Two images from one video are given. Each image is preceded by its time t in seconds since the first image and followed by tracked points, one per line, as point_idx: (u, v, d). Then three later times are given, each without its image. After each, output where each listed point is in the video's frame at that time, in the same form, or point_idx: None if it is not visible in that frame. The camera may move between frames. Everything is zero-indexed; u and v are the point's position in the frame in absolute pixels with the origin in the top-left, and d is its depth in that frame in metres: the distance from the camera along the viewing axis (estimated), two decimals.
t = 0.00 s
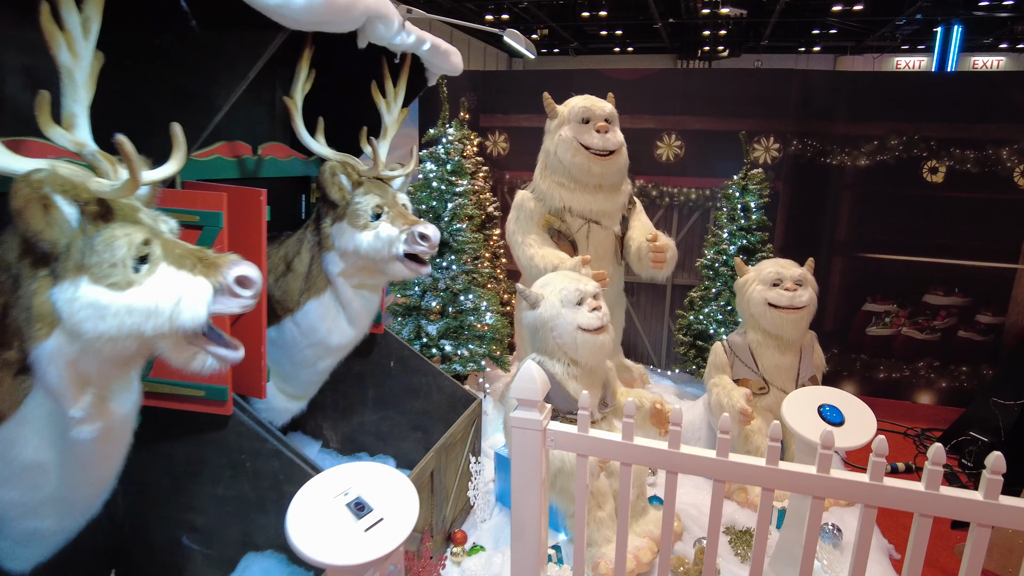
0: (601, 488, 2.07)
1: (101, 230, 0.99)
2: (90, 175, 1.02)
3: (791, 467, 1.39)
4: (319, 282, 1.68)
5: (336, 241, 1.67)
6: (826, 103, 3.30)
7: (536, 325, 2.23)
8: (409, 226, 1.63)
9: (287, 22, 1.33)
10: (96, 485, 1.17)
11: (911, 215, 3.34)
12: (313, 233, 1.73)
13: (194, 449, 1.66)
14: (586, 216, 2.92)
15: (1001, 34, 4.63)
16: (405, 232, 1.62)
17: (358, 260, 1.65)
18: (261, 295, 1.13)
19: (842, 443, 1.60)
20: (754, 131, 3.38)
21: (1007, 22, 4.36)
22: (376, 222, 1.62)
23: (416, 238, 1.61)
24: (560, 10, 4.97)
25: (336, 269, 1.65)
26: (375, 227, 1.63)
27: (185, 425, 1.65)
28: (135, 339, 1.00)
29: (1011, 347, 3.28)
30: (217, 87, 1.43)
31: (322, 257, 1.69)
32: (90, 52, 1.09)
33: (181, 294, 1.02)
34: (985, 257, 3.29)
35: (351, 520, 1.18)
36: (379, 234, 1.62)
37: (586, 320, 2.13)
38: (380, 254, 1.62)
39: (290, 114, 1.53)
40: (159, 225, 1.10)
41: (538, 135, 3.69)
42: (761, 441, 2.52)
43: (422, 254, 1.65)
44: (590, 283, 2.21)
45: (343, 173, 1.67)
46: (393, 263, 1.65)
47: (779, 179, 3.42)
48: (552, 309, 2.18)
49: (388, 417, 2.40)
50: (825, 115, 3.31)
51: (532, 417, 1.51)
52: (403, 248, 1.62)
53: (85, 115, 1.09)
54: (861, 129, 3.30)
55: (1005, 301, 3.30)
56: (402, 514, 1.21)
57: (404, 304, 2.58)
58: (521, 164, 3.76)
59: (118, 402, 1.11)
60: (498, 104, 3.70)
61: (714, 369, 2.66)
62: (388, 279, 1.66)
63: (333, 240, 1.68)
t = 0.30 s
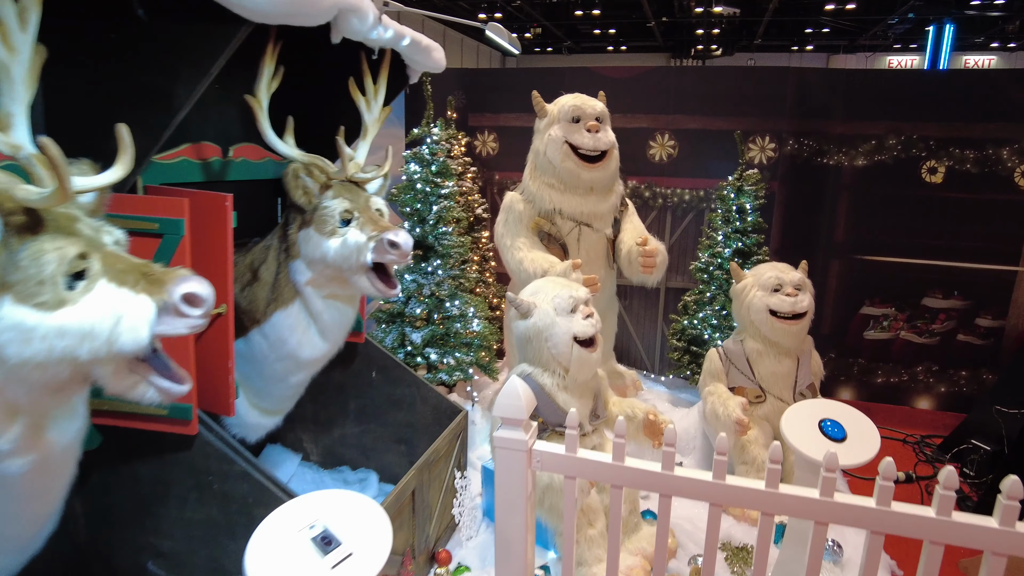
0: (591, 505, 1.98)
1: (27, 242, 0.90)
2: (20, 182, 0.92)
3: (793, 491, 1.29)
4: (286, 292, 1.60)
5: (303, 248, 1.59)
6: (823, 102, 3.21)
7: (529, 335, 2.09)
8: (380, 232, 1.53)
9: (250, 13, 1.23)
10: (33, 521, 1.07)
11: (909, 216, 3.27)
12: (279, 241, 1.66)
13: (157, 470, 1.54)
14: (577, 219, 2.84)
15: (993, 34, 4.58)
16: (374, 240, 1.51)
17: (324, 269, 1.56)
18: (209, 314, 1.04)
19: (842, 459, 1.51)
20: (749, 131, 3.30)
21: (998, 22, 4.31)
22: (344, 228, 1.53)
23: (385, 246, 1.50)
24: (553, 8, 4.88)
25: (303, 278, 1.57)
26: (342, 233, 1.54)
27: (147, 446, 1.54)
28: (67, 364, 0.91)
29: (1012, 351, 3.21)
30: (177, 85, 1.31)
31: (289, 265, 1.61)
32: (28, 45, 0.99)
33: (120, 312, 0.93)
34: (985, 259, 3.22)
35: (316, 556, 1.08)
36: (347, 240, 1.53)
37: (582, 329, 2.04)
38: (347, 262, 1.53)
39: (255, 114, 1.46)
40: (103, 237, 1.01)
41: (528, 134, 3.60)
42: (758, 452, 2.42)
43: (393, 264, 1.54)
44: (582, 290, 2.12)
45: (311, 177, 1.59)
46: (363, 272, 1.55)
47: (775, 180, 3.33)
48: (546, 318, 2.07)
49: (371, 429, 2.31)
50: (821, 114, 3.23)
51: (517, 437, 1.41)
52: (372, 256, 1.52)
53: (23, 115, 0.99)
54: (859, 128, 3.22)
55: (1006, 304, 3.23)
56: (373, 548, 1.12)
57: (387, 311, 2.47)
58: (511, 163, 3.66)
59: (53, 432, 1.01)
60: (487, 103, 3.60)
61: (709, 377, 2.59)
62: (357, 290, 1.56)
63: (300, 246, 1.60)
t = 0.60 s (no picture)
0: (582, 521, 1.89)
1: None
2: None
3: (792, 515, 1.21)
4: (252, 302, 1.54)
5: (267, 255, 1.54)
6: (820, 100, 3.13)
7: (518, 344, 1.98)
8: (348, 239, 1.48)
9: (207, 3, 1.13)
10: None
11: (908, 217, 3.19)
12: (243, 248, 1.60)
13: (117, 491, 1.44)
14: (567, 220, 2.75)
15: (985, 33, 4.53)
16: (341, 247, 1.46)
17: (290, 277, 1.51)
18: (155, 330, 0.95)
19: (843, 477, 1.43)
20: (744, 130, 3.22)
21: (990, 21, 4.25)
22: (310, 235, 1.48)
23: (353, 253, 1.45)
24: (546, 7, 4.80)
25: (268, 286, 1.52)
26: (308, 239, 1.49)
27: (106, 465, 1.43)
28: None
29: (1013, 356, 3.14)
30: (131, 80, 1.24)
31: (254, 274, 1.55)
32: None
33: (48, 331, 0.84)
34: (986, 260, 3.15)
35: None
36: (313, 247, 1.49)
37: (574, 337, 1.95)
38: (313, 270, 1.48)
39: (217, 111, 1.39)
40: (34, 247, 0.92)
41: (517, 133, 3.51)
42: (755, 462, 2.32)
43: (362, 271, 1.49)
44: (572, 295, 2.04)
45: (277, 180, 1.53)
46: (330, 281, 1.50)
47: (771, 180, 3.25)
48: (538, 326, 1.96)
49: (352, 441, 2.22)
50: (819, 112, 3.15)
51: (500, 457, 1.32)
52: (338, 265, 1.47)
53: None
54: (856, 127, 3.14)
55: (1006, 307, 3.16)
56: None
57: (370, 317, 2.37)
58: (501, 163, 3.57)
59: None
60: (476, 102, 3.51)
61: (704, 385, 2.51)
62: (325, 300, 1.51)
63: (264, 253, 1.54)
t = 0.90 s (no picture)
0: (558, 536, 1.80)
1: None
2: None
3: (774, 537, 1.12)
4: (202, 309, 1.49)
5: (217, 260, 1.49)
6: (810, 97, 3.06)
7: (495, 351, 1.89)
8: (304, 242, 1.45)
9: None
10: None
11: (900, 217, 3.12)
12: (192, 251, 1.54)
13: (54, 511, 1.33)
14: (549, 220, 2.66)
15: (976, 34, 4.46)
16: (298, 251, 1.44)
17: (244, 284, 1.47)
18: (70, 343, 0.86)
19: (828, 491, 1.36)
20: (733, 128, 3.14)
21: (982, 22, 4.18)
22: (264, 239, 1.45)
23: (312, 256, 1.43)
24: (540, 6, 4.73)
25: (220, 293, 1.47)
26: (263, 243, 1.45)
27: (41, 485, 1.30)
28: None
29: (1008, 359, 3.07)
30: (62, 68, 1.14)
31: (204, 279, 1.50)
32: None
33: None
34: (980, 261, 3.07)
35: None
36: (268, 251, 1.45)
37: (554, 343, 1.85)
38: (269, 276, 1.44)
39: (161, 105, 1.30)
40: None
41: (501, 132, 3.42)
42: (742, 470, 2.25)
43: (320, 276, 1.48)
44: (552, 299, 1.94)
45: (228, 182, 1.48)
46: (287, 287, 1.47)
47: (760, 180, 3.18)
48: (514, 332, 1.87)
49: (323, 451, 2.15)
50: (810, 110, 3.07)
51: (464, 475, 1.23)
52: (294, 269, 1.44)
53: None
54: (848, 124, 3.06)
55: (1000, 309, 3.09)
56: None
57: (343, 322, 2.29)
58: (484, 162, 3.48)
59: None
60: (459, 99, 3.42)
61: (690, 390, 2.42)
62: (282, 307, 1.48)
63: (215, 258, 1.49)
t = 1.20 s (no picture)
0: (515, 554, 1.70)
1: None
2: None
3: (728, 566, 1.03)
4: (119, 319, 1.41)
5: (138, 267, 1.40)
6: (792, 93, 2.96)
7: (450, 359, 1.79)
8: (234, 247, 1.41)
9: None
10: None
11: (884, 215, 3.03)
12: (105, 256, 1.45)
13: None
14: (519, 221, 2.57)
15: (970, 32, 4.35)
16: (228, 255, 1.39)
17: (168, 293, 1.39)
18: None
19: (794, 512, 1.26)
20: (711, 125, 3.05)
21: (976, 20, 4.05)
22: (190, 244, 1.38)
23: (242, 262, 1.39)
24: (534, 6, 4.64)
25: (141, 303, 1.39)
26: (188, 247, 1.39)
27: None
28: None
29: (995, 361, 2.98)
30: None
31: (121, 288, 1.41)
32: None
33: None
34: (966, 261, 2.98)
35: None
36: (194, 257, 1.38)
37: (512, 351, 1.75)
38: (196, 283, 1.38)
39: (66, 97, 1.21)
40: None
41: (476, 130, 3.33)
42: (716, 481, 2.16)
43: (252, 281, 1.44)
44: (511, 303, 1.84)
45: (144, 181, 1.40)
46: (216, 294, 1.42)
47: (740, 178, 3.09)
48: (469, 339, 1.78)
49: (275, 463, 2.05)
50: (791, 105, 2.98)
51: (392, 498, 1.14)
52: (224, 276, 1.39)
53: None
54: (831, 120, 2.97)
55: (987, 309, 3.01)
56: None
57: (298, 328, 2.20)
58: (459, 160, 3.38)
59: None
60: (432, 96, 3.32)
61: (663, 397, 2.32)
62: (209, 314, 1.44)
63: (134, 265, 1.40)
